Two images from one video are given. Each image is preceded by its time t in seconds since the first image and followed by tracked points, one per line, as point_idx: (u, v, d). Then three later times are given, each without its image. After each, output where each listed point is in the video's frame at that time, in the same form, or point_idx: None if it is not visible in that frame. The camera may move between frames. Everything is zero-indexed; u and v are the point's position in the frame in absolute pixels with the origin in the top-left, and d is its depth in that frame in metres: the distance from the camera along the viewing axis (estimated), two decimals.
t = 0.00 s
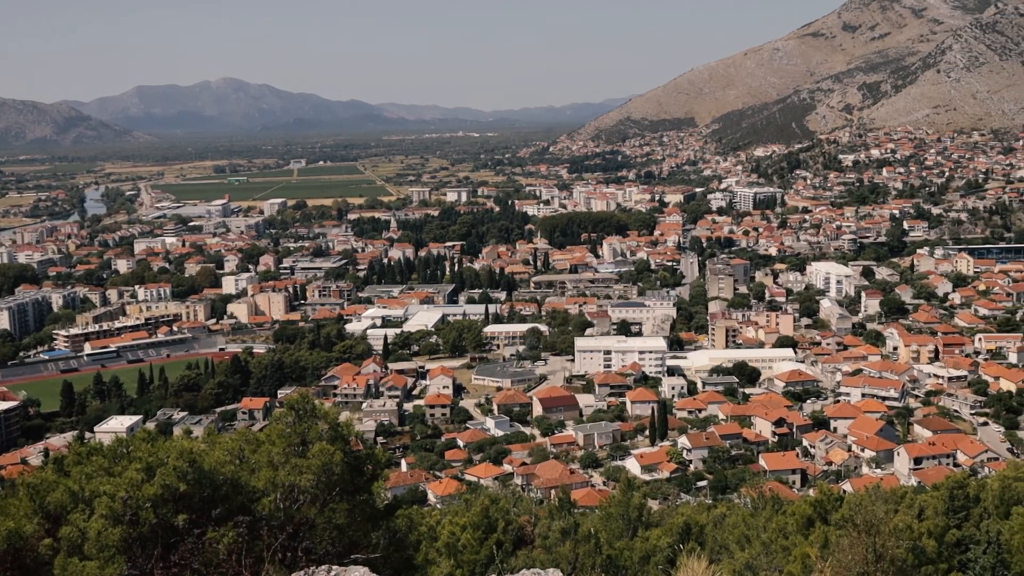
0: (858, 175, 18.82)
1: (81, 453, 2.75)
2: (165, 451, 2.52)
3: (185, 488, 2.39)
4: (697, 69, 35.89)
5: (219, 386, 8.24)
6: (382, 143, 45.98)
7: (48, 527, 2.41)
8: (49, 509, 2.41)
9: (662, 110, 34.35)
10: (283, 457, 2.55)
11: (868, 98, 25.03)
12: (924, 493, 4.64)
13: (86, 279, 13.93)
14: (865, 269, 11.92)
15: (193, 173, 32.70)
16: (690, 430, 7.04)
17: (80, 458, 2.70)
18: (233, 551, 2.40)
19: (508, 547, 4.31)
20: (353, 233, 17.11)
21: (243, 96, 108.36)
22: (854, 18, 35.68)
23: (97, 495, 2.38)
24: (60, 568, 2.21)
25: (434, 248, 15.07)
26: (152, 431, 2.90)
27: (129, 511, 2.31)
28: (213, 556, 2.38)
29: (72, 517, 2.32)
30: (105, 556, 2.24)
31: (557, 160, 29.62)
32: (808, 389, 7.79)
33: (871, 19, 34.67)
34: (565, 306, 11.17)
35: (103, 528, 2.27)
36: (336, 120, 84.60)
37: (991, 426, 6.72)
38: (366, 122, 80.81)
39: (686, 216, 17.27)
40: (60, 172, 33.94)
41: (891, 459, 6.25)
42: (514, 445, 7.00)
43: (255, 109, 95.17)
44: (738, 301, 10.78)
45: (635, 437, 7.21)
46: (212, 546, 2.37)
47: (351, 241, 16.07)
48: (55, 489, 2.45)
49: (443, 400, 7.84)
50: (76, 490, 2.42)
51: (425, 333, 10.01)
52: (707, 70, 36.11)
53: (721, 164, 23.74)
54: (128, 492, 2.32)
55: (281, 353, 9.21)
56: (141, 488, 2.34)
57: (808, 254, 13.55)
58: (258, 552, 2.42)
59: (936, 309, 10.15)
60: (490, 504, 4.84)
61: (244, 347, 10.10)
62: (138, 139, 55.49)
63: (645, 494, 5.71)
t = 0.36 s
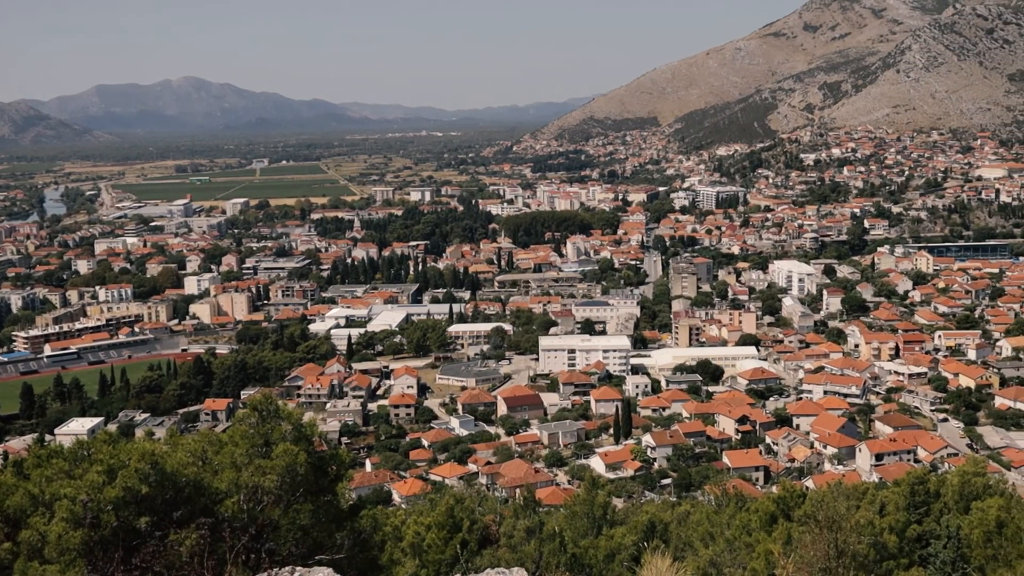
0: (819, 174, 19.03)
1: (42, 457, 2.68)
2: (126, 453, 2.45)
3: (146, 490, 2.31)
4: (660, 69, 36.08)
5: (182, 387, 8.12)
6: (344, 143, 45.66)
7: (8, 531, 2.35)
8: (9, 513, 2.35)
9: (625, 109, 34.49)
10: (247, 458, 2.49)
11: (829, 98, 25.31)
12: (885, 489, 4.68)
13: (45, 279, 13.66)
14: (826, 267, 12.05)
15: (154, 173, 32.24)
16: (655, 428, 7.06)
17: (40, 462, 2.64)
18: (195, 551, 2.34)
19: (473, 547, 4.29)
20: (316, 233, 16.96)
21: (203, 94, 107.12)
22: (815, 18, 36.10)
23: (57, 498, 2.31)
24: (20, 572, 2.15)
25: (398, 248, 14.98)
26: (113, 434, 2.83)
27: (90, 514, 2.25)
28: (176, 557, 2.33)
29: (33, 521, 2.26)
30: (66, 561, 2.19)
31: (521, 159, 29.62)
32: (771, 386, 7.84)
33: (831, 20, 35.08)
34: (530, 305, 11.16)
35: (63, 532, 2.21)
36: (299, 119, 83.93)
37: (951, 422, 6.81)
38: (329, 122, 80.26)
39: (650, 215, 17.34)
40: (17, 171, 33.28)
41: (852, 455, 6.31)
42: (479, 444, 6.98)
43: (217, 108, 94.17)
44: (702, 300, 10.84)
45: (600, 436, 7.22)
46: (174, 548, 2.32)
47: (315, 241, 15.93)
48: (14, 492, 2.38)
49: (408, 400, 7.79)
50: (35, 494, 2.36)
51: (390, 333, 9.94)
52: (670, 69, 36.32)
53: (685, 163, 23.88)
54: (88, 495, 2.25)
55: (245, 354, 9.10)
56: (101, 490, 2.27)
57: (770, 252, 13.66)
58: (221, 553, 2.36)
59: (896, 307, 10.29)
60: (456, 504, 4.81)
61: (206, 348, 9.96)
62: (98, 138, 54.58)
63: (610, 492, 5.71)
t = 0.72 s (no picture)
0: (784, 173, 19.21)
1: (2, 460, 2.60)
2: (90, 456, 2.38)
3: (111, 493, 2.24)
4: (626, 68, 36.24)
5: (147, 388, 7.99)
6: (309, 142, 45.31)
7: None
8: None
9: (591, 108, 34.60)
10: (213, 459, 2.43)
11: (793, 97, 25.55)
12: (850, 486, 4.72)
13: (6, 281, 13.40)
14: (791, 265, 12.15)
15: (117, 173, 31.78)
16: (622, 427, 7.07)
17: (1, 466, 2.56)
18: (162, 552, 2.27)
19: (441, 547, 4.26)
20: (282, 232, 16.79)
21: (166, 93, 105.85)
22: (780, 18, 36.48)
23: (20, 502, 2.23)
24: None
25: (364, 247, 14.88)
26: (77, 436, 2.75)
27: (53, 517, 2.17)
28: (141, 560, 2.25)
29: None
30: (28, 565, 2.08)
31: (488, 158, 29.59)
32: (737, 384, 7.90)
33: (795, 20, 35.50)
34: (497, 305, 11.14)
35: (27, 536, 2.11)
36: (264, 118, 83.25)
37: (915, 418, 6.89)
38: (294, 121, 79.72)
39: (616, 214, 17.39)
40: None
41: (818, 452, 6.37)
42: (446, 444, 6.94)
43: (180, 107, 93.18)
44: (668, 298, 10.89)
45: (567, 435, 7.21)
46: (139, 551, 2.24)
47: (281, 241, 15.78)
48: None
49: (375, 400, 7.74)
50: None
51: (356, 333, 9.87)
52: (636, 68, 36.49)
53: (651, 162, 23.99)
54: (52, 497, 2.17)
55: (210, 355, 8.98)
56: (65, 493, 2.19)
57: (736, 251, 13.76)
58: (187, 556, 2.29)
59: (861, 305, 10.40)
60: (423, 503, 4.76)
61: (172, 349, 9.83)
62: (59, 138, 53.69)
63: (578, 491, 5.70)
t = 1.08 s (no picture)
0: (750, 172, 19.36)
1: None
2: (54, 459, 2.30)
3: (77, 496, 2.17)
4: (592, 68, 36.35)
5: (112, 390, 7.88)
6: (274, 142, 44.96)
7: None
8: None
9: (558, 108, 34.66)
10: (179, 461, 2.40)
11: (759, 96, 25.77)
12: (816, 482, 4.76)
13: None
14: (757, 264, 12.25)
15: (80, 173, 31.30)
16: (589, 425, 7.07)
17: None
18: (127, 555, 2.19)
19: (409, 547, 4.23)
20: (247, 233, 16.63)
21: (127, 92, 104.46)
22: (744, 18, 36.81)
23: None
24: None
25: (331, 247, 14.78)
26: (39, 441, 2.67)
27: (16, 521, 2.10)
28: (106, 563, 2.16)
29: None
30: None
31: (455, 158, 29.54)
32: (704, 382, 7.94)
33: (760, 20, 35.86)
34: (464, 304, 11.11)
35: None
36: (228, 117, 82.49)
37: (879, 414, 6.97)
38: (258, 121, 79.05)
39: (583, 213, 17.42)
40: None
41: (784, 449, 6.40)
42: (414, 443, 6.91)
43: (144, 106, 92.07)
44: (635, 297, 10.93)
45: (535, 434, 7.19)
46: (104, 554, 2.16)
47: (247, 241, 15.63)
48: None
49: (342, 400, 7.68)
50: None
51: (323, 333, 9.79)
52: (602, 68, 36.61)
53: (617, 161, 24.07)
54: (14, 500, 2.11)
55: (176, 356, 8.87)
56: (29, 497, 2.13)
57: (702, 250, 13.85)
58: (152, 558, 2.21)
59: (826, 303, 10.50)
60: (391, 504, 4.72)
61: (137, 350, 9.70)
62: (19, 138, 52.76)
63: (546, 490, 5.70)
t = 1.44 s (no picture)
0: (717, 171, 19.48)
1: None
2: (16, 460, 2.23)
3: (41, 498, 2.10)
4: (559, 67, 36.41)
5: (77, 392, 7.75)
6: (240, 142, 44.58)
7: None
8: None
9: (525, 107, 34.67)
10: (145, 463, 2.34)
11: (725, 95, 25.95)
12: (783, 479, 4.78)
13: None
14: (724, 262, 12.32)
15: (42, 173, 30.80)
16: (558, 424, 7.07)
17: None
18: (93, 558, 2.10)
19: (378, 548, 4.19)
20: (213, 233, 16.45)
21: (89, 91, 102.96)
22: (710, 18, 37.09)
23: None
24: None
25: (298, 247, 14.66)
26: None
27: None
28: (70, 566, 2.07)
29: None
30: None
31: (422, 157, 29.44)
32: (672, 380, 7.97)
33: (725, 19, 36.15)
34: (432, 304, 11.07)
35: None
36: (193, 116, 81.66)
37: (845, 411, 7.04)
38: (223, 121, 78.32)
39: (551, 212, 17.42)
40: None
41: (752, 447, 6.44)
42: (383, 444, 6.86)
43: (106, 105, 90.83)
44: (603, 296, 10.95)
45: (504, 433, 7.18)
46: (70, 557, 2.08)
47: (213, 241, 15.46)
48: None
49: (310, 400, 7.62)
50: None
51: (290, 333, 9.70)
52: (570, 67, 36.69)
53: (585, 160, 24.13)
54: None
55: (142, 357, 8.74)
56: None
57: (669, 248, 13.91)
58: (119, 561, 2.13)
59: (792, 301, 10.58)
60: (359, 504, 4.68)
61: (102, 351, 9.54)
62: None
63: (515, 489, 5.68)
